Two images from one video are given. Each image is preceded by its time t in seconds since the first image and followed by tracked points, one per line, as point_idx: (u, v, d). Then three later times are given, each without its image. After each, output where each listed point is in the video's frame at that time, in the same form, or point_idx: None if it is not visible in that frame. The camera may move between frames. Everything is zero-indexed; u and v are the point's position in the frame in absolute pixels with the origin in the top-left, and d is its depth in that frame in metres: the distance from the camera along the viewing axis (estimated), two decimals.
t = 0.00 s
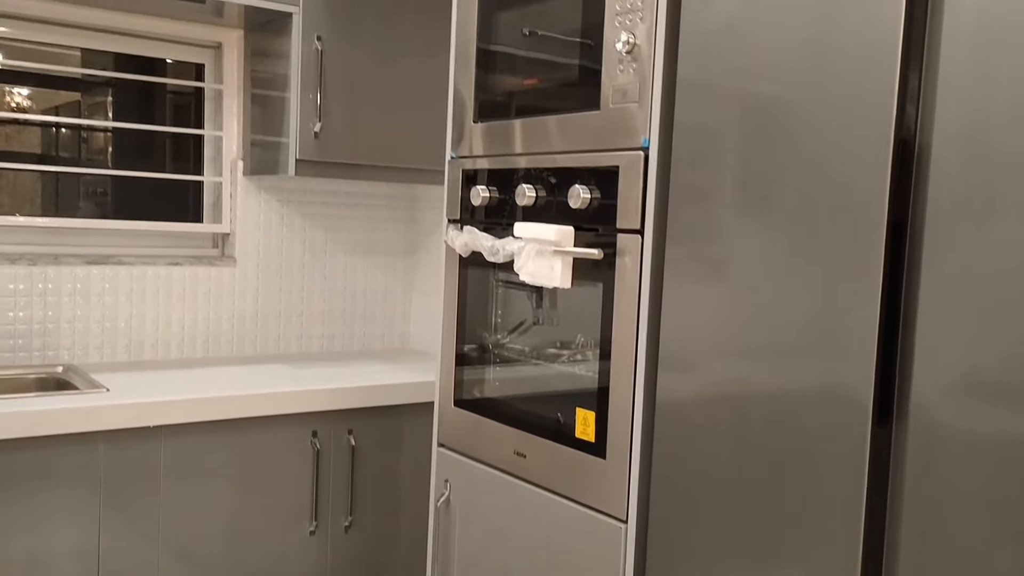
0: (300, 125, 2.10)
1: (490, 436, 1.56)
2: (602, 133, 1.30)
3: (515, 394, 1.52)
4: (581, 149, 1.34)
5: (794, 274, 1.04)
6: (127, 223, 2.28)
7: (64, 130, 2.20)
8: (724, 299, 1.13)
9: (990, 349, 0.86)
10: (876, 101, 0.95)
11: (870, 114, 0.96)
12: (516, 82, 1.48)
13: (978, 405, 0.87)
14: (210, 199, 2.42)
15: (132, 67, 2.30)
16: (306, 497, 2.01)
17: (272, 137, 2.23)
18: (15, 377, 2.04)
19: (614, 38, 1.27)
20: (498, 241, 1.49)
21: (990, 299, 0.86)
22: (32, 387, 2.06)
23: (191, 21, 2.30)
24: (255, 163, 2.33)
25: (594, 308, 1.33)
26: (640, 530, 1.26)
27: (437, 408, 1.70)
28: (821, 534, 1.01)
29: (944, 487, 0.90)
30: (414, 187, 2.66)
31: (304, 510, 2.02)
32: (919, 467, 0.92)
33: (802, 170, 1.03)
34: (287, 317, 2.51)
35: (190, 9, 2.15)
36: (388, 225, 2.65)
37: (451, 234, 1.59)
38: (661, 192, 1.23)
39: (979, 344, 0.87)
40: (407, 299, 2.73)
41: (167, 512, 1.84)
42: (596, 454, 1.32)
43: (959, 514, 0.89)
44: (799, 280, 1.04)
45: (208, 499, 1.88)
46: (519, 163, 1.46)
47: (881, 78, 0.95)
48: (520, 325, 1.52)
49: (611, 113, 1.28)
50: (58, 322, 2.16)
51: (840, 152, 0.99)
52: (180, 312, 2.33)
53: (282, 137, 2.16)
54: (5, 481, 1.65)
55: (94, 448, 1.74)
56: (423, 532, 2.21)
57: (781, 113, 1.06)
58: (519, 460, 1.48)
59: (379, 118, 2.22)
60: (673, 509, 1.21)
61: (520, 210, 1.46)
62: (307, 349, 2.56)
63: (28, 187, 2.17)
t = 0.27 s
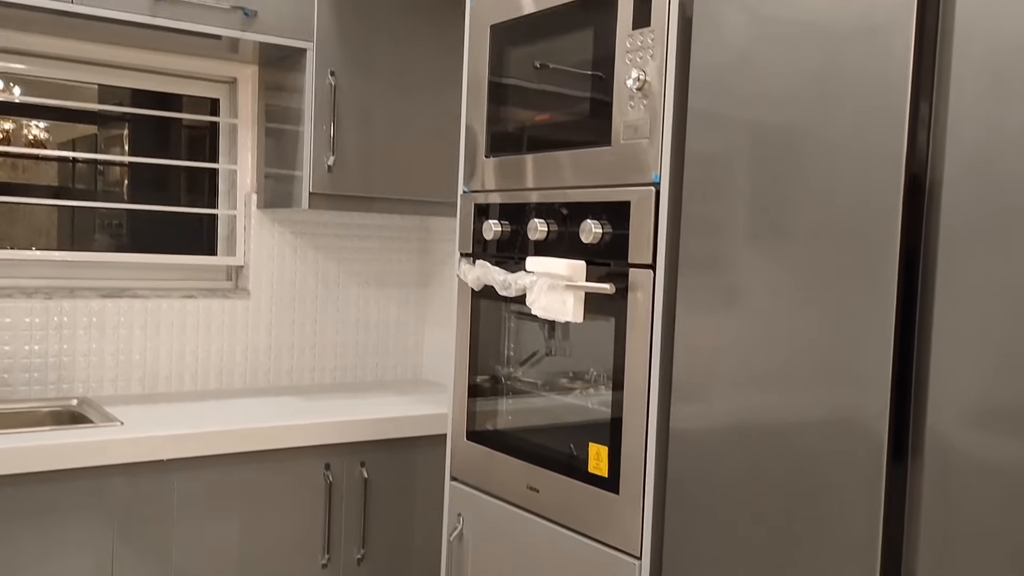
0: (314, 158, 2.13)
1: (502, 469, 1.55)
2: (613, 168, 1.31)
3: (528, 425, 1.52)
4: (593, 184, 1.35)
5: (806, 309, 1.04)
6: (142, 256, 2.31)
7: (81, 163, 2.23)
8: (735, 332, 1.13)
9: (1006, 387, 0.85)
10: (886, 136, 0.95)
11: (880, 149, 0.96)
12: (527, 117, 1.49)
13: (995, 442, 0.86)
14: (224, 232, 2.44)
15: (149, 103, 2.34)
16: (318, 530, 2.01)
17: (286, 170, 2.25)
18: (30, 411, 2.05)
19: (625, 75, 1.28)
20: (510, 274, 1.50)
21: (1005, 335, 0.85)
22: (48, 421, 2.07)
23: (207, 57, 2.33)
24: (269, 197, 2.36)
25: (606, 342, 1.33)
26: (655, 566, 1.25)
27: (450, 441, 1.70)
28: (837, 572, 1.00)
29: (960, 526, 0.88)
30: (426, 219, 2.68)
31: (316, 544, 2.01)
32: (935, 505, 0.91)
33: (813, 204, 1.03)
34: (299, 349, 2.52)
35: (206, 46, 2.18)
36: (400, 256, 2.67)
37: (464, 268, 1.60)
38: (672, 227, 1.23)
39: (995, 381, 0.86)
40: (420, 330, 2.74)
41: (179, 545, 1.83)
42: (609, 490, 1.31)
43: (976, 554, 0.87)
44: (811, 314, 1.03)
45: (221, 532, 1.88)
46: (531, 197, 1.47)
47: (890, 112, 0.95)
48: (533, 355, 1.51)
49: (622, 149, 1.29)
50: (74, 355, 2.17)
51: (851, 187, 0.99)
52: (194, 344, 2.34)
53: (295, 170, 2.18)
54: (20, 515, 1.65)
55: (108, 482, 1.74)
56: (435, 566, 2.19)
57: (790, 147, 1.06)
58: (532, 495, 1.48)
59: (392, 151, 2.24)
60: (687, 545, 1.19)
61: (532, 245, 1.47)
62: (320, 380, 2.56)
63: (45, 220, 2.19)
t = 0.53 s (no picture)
0: (329, 185, 2.14)
1: (517, 495, 1.54)
2: (627, 195, 1.31)
3: (542, 449, 1.51)
4: (606, 211, 1.36)
5: (821, 334, 1.04)
6: (159, 282, 2.33)
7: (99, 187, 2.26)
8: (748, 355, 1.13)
9: None
10: (898, 161, 0.95)
11: (892, 173, 0.96)
12: (540, 143, 1.50)
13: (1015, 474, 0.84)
14: (240, 258, 2.46)
15: (166, 130, 2.37)
16: (333, 556, 2.00)
17: (301, 196, 2.27)
18: (48, 437, 2.07)
19: (638, 102, 1.29)
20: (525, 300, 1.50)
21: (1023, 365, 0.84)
22: (65, 446, 2.09)
23: (224, 85, 2.37)
24: (284, 223, 2.37)
25: (621, 369, 1.33)
26: None
27: (464, 467, 1.69)
28: None
29: (981, 559, 0.87)
30: (440, 243, 2.69)
31: (331, 570, 2.00)
32: (955, 538, 0.89)
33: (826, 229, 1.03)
34: (314, 374, 2.53)
35: (223, 75, 2.21)
36: (414, 280, 2.68)
37: (479, 294, 1.60)
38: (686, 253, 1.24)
39: (1014, 412, 0.85)
40: (434, 354, 2.74)
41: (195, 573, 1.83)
42: (624, 517, 1.31)
43: None
44: (827, 339, 1.03)
45: (236, 559, 1.88)
46: (544, 224, 1.48)
47: (903, 137, 0.95)
48: (547, 378, 1.51)
49: (635, 175, 1.29)
50: (91, 381, 2.19)
51: (864, 211, 0.99)
52: (209, 369, 2.36)
53: (311, 196, 2.20)
54: (38, 542, 1.66)
55: (125, 508, 1.74)
56: None
57: (803, 171, 1.06)
58: (547, 522, 1.47)
59: (406, 176, 2.26)
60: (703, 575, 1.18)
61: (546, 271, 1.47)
62: (335, 405, 2.57)
63: (64, 246, 2.22)
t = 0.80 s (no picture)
0: (347, 205, 2.16)
1: (536, 515, 1.54)
2: (644, 215, 1.31)
3: (561, 468, 1.51)
4: (623, 231, 1.36)
5: (841, 353, 1.03)
6: (179, 302, 2.35)
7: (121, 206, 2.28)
8: (768, 375, 1.12)
9: None
10: (917, 178, 0.95)
11: (910, 190, 0.95)
12: (557, 163, 1.50)
13: None
14: (259, 278, 2.48)
15: (187, 152, 2.40)
16: None
17: (320, 216, 2.29)
18: (70, 457, 2.09)
19: (654, 122, 1.29)
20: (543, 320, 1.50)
21: None
22: (88, 466, 2.11)
23: (244, 107, 2.39)
24: (303, 243, 2.39)
25: (639, 388, 1.32)
26: None
27: (483, 487, 1.69)
28: None
29: None
30: (457, 262, 2.70)
31: None
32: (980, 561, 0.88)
33: (845, 247, 1.03)
34: (333, 393, 2.54)
35: (243, 97, 2.24)
36: (432, 299, 2.69)
37: (497, 314, 1.61)
38: (705, 272, 1.24)
39: None
40: (452, 373, 2.74)
41: None
42: (644, 538, 1.30)
43: None
44: (847, 358, 1.02)
45: None
46: (562, 244, 1.48)
47: (921, 154, 0.94)
48: (565, 397, 1.51)
49: (653, 195, 1.30)
50: (113, 401, 2.21)
51: (882, 230, 0.98)
52: (229, 389, 2.37)
53: (330, 216, 2.22)
54: (59, 562, 1.67)
55: (145, 528, 1.75)
56: None
57: (821, 189, 1.06)
58: (566, 542, 1.46)
59: (424, 196, 2.27)
60: None
61: (563, 291, 1.47)
62: (353, 424, 2.57)
63: (86, 268, 2.25)
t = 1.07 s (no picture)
0: (372, 223, 2.18)
1: (562, 532, 1.54)
2: (668, 233, 1.31)
3: (586, 484, 1.50)
4: (647, 248, 1.36)
5: (868, 370, 1.02)
6: (205, 320, 2.37)
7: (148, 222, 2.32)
8: (794, 390, 1.12)
9: None
10: (944, 193, 0.94)
11: (937, 205, 0.95)
12: (580, 181, 1.51)
13: None
14: (284, 296, 2.51)
15: (213, 172, 2.43)
16: None
17: (344, 234, 2.31)
18: (99, 474, 2.11)
19: (678, 140, 1.30)
20: (568, 337, 1.51)
21: None
22: (117, 484, 2.13)
23: (269, 127, 2.43)
24: (327, 261, 2.42)
25: (665, 406, 1.32)
26: None
27: (509, 504, 1.69)
28: None
29: None
30: (480, 279, 2.71)
31: None
32: None
33: (870, 262, 1.02)
34: (358, 410, 2.55)
35: (269, 117, 2.27)
36: (456, 315, 2.70)
37: (521, 332, 1.61)
38: (730, 290, 1.24)
39: None
40: (476, 390, 2.75)
41: None
42: (672, 557, 1.29)
43: None
44: (874, 374, 1.01)
45: None
46: (585, 261, 1.48)
47: (948, 168, 0.94)
48: (589, 413, 1.50)
49: (677, 213, 1.30)
50: (141, 419, 2.23)
51: (908, 245, 0.98)
52: (255, 406, 2.39)
53: (354, 234, 2.24)
54: None
55: (174, 545, 1.77)
56: None
57: (846, 205, 1.06)
58: (592, 560, 1.46)
59: (447, 213, 2.29)
60: None
61: (587, 309, 1.48)
62: (378, 441, 2.58)
63: (112, 285, 2.28)
